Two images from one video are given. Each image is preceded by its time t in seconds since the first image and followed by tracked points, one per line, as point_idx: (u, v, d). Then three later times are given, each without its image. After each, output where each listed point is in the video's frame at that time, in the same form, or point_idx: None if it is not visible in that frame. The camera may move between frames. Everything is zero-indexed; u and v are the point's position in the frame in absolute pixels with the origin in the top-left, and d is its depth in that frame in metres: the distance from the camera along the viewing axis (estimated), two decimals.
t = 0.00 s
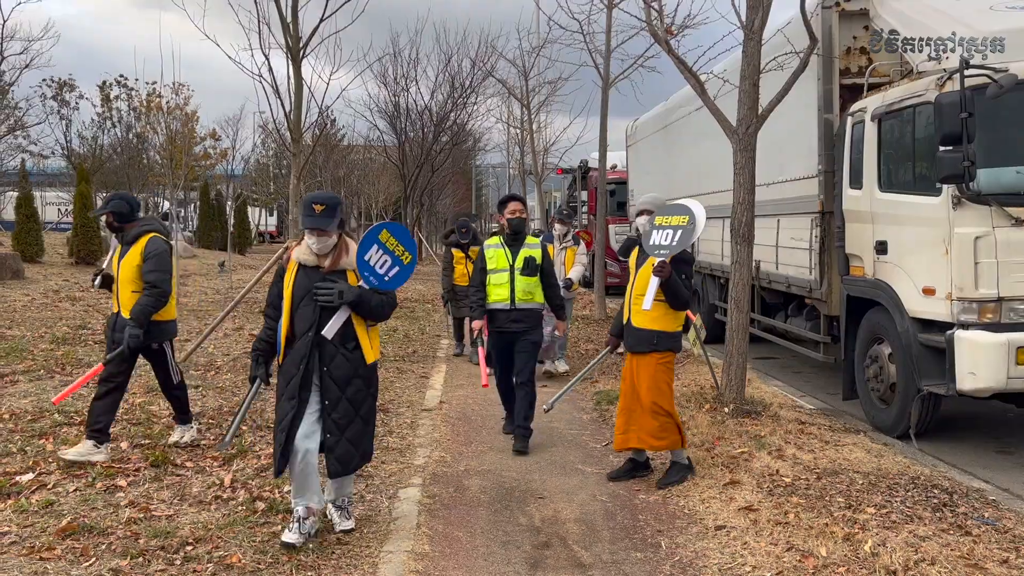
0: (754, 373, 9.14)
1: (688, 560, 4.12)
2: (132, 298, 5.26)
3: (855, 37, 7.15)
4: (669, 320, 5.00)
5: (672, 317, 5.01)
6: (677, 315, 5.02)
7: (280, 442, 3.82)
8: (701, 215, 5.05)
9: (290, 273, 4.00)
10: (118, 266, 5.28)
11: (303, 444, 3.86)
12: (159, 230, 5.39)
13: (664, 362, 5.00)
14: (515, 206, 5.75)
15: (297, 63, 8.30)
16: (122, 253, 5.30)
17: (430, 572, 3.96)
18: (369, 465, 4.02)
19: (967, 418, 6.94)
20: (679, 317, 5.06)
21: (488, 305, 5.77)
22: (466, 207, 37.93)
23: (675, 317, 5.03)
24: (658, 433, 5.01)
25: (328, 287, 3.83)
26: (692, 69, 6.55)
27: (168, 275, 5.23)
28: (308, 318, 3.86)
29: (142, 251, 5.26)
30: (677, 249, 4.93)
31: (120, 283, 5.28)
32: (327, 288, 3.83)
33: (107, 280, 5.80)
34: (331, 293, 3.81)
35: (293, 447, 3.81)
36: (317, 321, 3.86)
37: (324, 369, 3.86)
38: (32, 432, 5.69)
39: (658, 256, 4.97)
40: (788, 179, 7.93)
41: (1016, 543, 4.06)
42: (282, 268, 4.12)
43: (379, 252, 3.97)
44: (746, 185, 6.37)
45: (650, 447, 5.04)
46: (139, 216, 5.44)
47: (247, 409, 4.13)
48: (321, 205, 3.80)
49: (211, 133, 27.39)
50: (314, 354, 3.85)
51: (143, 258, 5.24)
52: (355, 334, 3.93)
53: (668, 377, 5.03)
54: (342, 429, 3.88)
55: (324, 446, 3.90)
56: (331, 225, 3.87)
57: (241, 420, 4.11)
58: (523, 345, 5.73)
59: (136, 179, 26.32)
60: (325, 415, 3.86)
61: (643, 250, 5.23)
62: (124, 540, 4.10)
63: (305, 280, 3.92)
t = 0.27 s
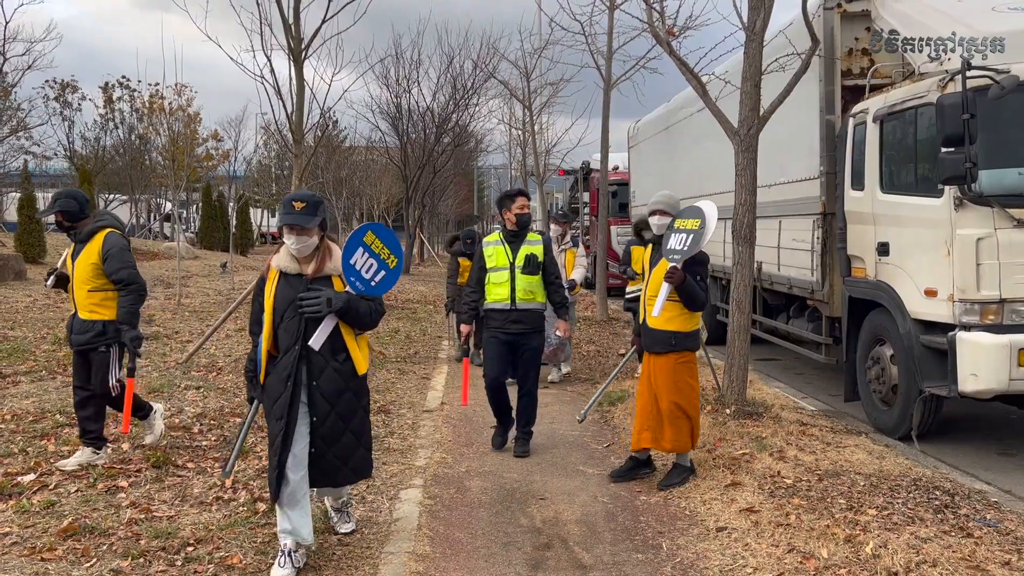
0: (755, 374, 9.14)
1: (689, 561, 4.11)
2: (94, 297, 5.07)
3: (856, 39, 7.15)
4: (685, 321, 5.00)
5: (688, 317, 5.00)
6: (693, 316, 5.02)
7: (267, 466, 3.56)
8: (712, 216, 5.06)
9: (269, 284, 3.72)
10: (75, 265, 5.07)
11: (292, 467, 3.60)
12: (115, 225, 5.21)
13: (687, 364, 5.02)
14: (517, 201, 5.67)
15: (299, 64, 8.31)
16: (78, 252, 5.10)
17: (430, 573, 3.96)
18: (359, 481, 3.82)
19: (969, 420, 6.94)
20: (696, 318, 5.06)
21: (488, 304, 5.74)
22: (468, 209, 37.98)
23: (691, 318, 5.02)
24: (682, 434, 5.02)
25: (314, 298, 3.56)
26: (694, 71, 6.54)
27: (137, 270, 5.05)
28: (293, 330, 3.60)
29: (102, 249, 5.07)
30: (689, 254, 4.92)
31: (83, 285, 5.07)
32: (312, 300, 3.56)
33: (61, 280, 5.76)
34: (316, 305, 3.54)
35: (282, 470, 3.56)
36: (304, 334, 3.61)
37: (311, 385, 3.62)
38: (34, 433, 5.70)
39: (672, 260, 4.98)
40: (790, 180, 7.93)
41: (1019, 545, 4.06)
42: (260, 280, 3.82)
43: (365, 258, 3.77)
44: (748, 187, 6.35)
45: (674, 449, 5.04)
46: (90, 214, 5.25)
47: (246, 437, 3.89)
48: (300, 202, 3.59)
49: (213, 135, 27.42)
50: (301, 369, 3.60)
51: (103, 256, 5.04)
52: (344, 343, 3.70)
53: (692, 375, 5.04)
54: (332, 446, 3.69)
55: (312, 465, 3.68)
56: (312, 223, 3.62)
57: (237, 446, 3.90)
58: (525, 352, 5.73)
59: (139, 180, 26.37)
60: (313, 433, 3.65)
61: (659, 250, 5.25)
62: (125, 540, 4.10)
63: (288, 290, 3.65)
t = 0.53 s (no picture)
0: (757, 376, 9.13)
1: (691, 563, 4.11)
2: (67, 301, 4.94)
3: (858, 40, 7.12)
4: (692, 323, 5.00)
5: (695, 317, 5.01)
6: (699, 317, 5.01)
7: (267, 474, 3.48)
8: (712, 214, 4.97)
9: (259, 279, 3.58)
10: (46, 268, 4.92)
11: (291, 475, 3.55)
12: (87, 227, 5.11)
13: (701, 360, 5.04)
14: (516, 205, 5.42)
15: (301, 66, 8.31)
16: (48, 254, 4.95)
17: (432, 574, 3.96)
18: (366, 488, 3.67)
19: (971, 421, 6.93)
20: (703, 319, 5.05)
21: (482, 314, 5.41)
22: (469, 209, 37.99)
23: (698, 320, 5.02)
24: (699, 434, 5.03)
25: (313, 290, 3.45)
26: (695, 73, 6.54)
27: (114, 270, 5.03)
28: (288, 330, 3.51)
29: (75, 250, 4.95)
30: (690, 255, 4.87)
31: (56, 288, 4.93)
32: (310, 292, 3.45)
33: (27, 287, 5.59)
34: (315, 297, 3.42)
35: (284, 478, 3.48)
36: (300, 332, 3.51)
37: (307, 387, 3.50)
38: (36, 434, 5.70)
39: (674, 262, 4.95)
40: (792, 181, 7.92)
41: (1021, 547, 4.05)
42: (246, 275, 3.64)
43: (361, 250, 3.70)
44: (750, 189, 6.35)
45: (686, 452, 5.09)
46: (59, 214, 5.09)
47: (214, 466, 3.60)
48: (292, 190, 3.47)
49: (216, 136, 27.45)
50: (299, 370, 3.50)
51: (78, 259, 4.94)
52: (338, 341, 3.60)
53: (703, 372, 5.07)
54: (338, 451, 3.53)
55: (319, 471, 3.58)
56: (307, 212, 3.52)
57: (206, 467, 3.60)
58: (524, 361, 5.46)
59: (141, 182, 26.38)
60: (317, 438, 3.51)
61: (666, 251, 5.35)
62: (126, 541, 4.11)
63: (281, 286, 3.53)
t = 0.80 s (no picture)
0: (760, 378, 9.12)
1: (693, 565, 4.11)
2: (24, 317, 4.59)
3: (861, 42, 7.10)
4: (692, 324, 5.00)
5: (699, 318, 5.01)
6: (700, 319, 5.01)
7: (289, 505, 3.22)
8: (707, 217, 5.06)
9: (259, 293, 3.23)
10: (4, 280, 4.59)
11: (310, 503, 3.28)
12: (53, 239, 4.75)
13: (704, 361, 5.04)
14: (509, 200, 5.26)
15: (304, 68, 8.33)
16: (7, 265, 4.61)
17: None
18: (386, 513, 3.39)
19: (974, 424, 6.92)
20: (705, 321, 5.04)
21: (472, 312, 5.25)
22: (472, 211, 38.03)
23: (699, 321, 5.02)
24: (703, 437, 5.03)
25: (325, 311, 3.14)
26: (698, 75, 6.54)
27: (80, 287, 4.70)
28: (296, 350, 3.19)
29: (39, 263, 4.62)
30: (685, 255, 4.91)
31: (13, 303, 4.59)
32: (322, 312, 3.14)
33: None
34: (329, 316, 3.12)
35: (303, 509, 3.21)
36: (310, 353, 3.19)
37: (323, 411, 3.18)
38: (39, 435, 5.71)
39: (669, 262, 4.97)
40: (795, 183, 7.91)
41: None
42: (242, 289, 3.28)
43: (367, 267, 3.41)
44: (753, 191, 6.33)
45: (687, 454, 5.06)
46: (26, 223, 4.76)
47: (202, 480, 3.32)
48: (302, 198, 3.24)
49: (219, 138, 27.54)
50: (311, 393, 3.19)
51: (40, 273, 4.60)
52: (349, 362, 3.29)
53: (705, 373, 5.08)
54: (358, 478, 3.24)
55: (327, 497, 3.23)
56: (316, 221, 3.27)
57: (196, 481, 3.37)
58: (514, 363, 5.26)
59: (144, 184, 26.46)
60: (337, 466, 3.19)
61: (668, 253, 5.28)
62: (129, 542, 4.11)
63: (288, 302, 3.21)
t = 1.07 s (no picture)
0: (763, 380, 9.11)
1: (696, 567, 4.11)
2: None
3: (864, 44, 7.11)
4: (692, 324, 5.00)
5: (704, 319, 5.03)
6: (700, 320, 5.01)
7: (294, 526, 2.89)
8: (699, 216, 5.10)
9: (267, 293, 2.99)
10: None
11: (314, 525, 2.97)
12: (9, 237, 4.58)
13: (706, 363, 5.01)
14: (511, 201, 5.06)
15: (308, 70, 8.34)
16: None
17: None
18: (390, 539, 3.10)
19: (978, 426, 6.91)
20: (707, 321, 5.04)
21: (475, 320, 5.02)
22: (474, 213, 38.05)
23: (700, 321, 5.01)
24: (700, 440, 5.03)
25: (339, 305, 2.95)
26: (701, 77, 6.54)
27: (24, 293, 4.51)
28: (305, 354, 2.93)
29: None
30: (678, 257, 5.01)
31: None
32: (338, 302, 2.96)
33: None
34: (343, 309, 2.93)
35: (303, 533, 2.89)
36: (319, 358, 2.93)
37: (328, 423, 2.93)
38: (43, 436, 5.71)
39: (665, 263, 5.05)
40: (798, 185, 7.93)
41: None
42: (247, 288, 3.03)
43: (386, 273, 3.44)
44: (756, 193, 6.33)
45: (685, 455, 5.06)
46: None
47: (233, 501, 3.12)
48: (319, 193, 3.02)
49: (222, 140, 27.59)
50: (317, 403, 2.93)
51: None
52: (359, 371, 3.04)
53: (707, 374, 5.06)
54: (361, 501, 2.96)
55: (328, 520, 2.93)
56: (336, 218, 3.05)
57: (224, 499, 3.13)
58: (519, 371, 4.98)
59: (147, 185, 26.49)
60: (337, 484, 2.93)
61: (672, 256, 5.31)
62: (133, 543, 4.12)
63: (297, 303, 2.96)
